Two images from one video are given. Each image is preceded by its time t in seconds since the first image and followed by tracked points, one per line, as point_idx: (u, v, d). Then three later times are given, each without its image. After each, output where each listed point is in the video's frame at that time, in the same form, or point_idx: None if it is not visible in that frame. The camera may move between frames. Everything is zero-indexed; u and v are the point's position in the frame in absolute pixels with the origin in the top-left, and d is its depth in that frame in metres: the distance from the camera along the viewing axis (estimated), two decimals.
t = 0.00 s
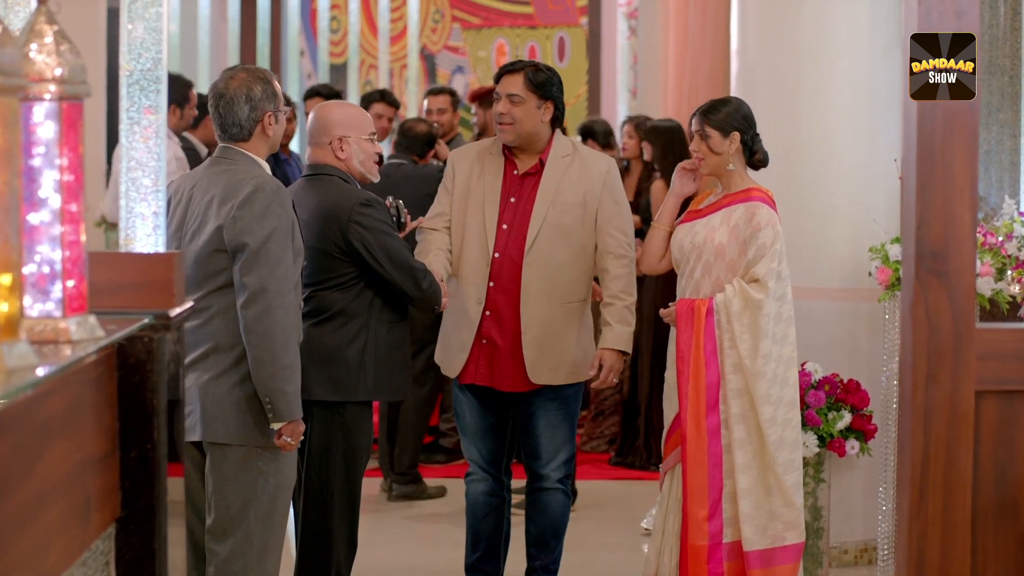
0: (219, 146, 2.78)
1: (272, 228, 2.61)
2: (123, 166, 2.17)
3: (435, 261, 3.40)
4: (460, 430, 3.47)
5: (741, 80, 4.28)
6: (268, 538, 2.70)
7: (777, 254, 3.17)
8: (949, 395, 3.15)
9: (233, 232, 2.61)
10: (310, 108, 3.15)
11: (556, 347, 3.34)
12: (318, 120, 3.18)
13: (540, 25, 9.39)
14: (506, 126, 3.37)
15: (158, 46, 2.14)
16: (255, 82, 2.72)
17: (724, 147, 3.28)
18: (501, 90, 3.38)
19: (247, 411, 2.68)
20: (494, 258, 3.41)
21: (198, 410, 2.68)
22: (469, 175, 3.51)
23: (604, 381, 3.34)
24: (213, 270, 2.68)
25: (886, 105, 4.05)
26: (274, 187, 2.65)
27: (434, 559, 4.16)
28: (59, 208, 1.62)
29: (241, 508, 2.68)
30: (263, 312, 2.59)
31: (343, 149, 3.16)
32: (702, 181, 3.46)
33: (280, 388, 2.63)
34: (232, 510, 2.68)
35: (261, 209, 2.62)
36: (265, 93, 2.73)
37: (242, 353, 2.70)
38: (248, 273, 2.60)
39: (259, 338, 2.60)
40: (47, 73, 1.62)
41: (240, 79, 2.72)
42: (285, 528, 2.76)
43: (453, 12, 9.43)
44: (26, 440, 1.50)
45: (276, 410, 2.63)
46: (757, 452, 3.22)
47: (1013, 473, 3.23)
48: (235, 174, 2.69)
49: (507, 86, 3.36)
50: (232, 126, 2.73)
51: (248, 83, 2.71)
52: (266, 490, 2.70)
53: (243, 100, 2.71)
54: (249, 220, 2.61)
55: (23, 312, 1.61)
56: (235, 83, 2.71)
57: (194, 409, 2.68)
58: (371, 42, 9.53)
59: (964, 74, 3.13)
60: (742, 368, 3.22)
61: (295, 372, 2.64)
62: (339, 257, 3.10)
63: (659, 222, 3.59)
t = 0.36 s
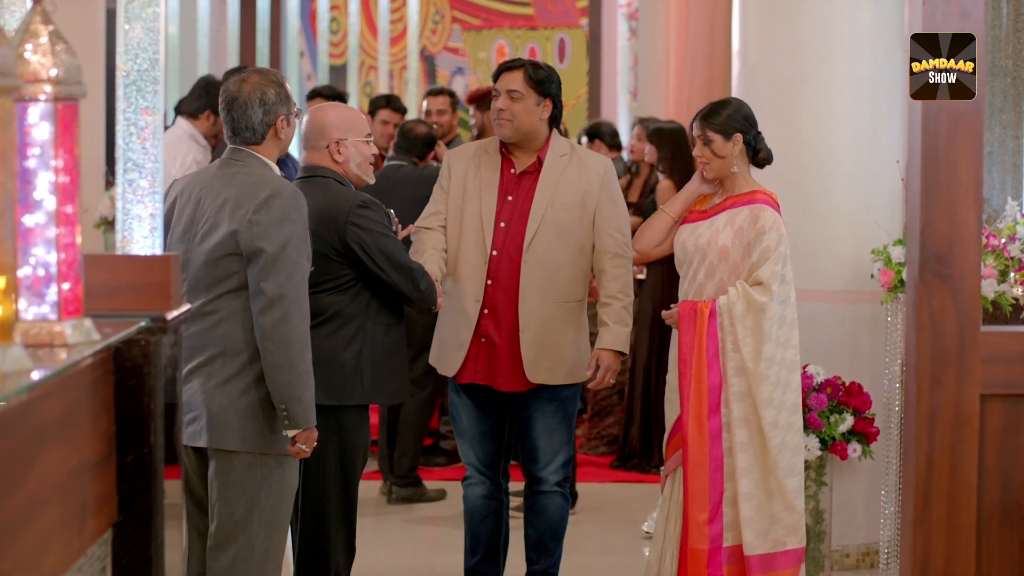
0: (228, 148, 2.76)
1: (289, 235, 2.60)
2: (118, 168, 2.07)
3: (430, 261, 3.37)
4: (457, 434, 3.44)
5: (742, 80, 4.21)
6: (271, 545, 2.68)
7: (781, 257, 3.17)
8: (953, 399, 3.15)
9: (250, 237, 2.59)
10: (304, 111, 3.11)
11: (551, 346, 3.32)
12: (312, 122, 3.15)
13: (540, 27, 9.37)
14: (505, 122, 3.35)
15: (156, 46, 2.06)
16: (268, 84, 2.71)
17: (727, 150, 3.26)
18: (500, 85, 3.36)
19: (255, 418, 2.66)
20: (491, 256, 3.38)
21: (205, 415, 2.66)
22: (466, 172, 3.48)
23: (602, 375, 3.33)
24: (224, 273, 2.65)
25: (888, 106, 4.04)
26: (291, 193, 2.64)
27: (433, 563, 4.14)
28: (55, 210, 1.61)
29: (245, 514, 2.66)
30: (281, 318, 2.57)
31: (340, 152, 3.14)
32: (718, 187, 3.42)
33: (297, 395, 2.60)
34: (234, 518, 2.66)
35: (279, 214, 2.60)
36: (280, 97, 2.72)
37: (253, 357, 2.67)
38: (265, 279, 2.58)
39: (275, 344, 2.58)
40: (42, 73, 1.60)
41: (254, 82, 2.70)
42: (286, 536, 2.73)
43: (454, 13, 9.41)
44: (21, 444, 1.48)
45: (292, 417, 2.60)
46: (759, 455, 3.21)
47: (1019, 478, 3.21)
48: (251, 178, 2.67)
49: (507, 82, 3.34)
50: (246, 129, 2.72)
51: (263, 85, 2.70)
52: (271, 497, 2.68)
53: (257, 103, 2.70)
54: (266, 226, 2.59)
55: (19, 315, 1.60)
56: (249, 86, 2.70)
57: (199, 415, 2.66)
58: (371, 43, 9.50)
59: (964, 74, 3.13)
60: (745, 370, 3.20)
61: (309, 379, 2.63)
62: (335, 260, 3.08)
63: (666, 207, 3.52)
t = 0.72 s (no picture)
0: (223, 148, 2.74)
1: (278, 237, 2.56)
2: (115, 169, 2.03)
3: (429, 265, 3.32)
4: (452, 438, 3.41)
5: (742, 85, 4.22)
6: (270, 547, 2.65)
7: (784, 258, 3.15)
8: (958, 402, 3.13)
9: (239, 241, 2.57)
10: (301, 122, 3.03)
11: (553, 348, 3.30)
12: (309, 133, 3.07)
13: (541, 27, 9.33)
14: (503, 117, 3.32)
15: (154, 46, 2.02)
16: (262, 84, 2.69)
17: (726, 155, 3.25)
18: (499, 79, 3.34)
19: (252, 420, 2.64)
20: (491, 255, 3.35)
21: (204, 416, 2.65)
22: (462, 170, 3.44)
23: (567, 280, 3.24)
24: (218, 276, 2.64)
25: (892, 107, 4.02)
26: (280, 195, 2.60)
27: (434, 565, 4.12)
28: (51, 211, 1.59)
29: (245, 515, 2.64)
30: (272, 321, 2.55)
31: (346, 162, 3.13)
32: (724, 192, 3.38)
33: (292, 398, 2.57)
34: (237, 517, 2.64)
35: (266, 217, 2.57)
36: (273, 96, 2.69)
37: (249, 360, 2.65)
38: (256, 283, 2.55)
39: (268, 348, 2.56)
40: (38, 73, 1.58)
41: (247, 81, 2.68)
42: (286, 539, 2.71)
43: (456, 14, 9.37)
44: (16, 449, 1.46)
45: (287, 419, 2.58)
46: (761, 458, 3.19)
47: None
48: (239, 181, 2.64)
49: (506, 76, 3.32)
50: (239, 130, 2.69)
51: (256, 85, 2.68)
52: (272, 498, 2.65)
53: (251, 102, 2.67)
54: (254, 229, 2.56)
55: (15, 318, 1.58)
56: (242, 85, 2.67)
57: (198, 417, 2.65)
58: (372, 44, 9.48)
59: (964, 74, 3.10)
60: (747, 373, 3.19)
61: (304, 381, 2.59)
62: (330, 268, 3.06)
63: (675, 206, 3.49)
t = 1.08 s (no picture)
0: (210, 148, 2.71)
1: (247, 231, 2.54)
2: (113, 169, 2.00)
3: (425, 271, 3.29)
4: (450, 439, 3.40)
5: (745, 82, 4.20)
6: (262, 546, 2.64)
7: (786, 258, 3.12)
8: (964, 404, 3.11)
9: (210, 236, 2.56)
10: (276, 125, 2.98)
11: (554, 350, 3.27)
12: (285, 136, 3.02)
13: (542, 27, 9.32)
14: (492, 113, 3.30)
15: (151, 45, 1.98)
16: (240, 81, 2.67)
17: (722, 157, 3.23)
18: (487, 77, 3.33)
19: (231, 416, 2.63)
20: (488, 253, 3.32)
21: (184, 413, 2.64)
22: (452, 172, 3.41)
23: (565, 241, 3.18)
24: (196, 273, 2.64)
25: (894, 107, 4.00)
26: (250, 188, 2.57)
27: (435, 567, 4.10)
28: (47, 212, 1.57)
29: (233, 514, 2.63)
30: (241, 316, 2.53)
31: (325, 161, 3.06)
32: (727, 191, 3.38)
33: (263, 393, 2.56)
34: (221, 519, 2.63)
35: (237, 211, 2.55)
36: (253, 92, 2.68)
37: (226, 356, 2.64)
38: (225, 278, 2.54)
39: (239, 343, 2.54)
40: (33, 73, 1.56)
41: (225, 79, 2.67)
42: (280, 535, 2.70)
43: (456, 14, 9.37)
44: (12, 452, 1.44)
45: (259, 414, 2.57)
46: (766, 461, 3.17)
47: None
48: (214, 176, 2.63)
49: (494, 73, 3.31)
50: (221, 128, 2.67)
51: (234, 83, 2.66)
52: (256, 496, 2.64)
53: (230, 101, 2.66)
54: (224, 224, 2.55)
55: (10, 320, 1.56)
56: (221, 84, 2.66)
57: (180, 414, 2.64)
58: (372, 44, 9.46)
59: (965, 74, 3.09)
60: (751, 375, 3.16)
61: (276, 376, 2.57)
62: (311, 274, 3.04)
63: (680, 199, 3.49)
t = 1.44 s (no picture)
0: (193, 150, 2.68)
1: (219, 225, 2.52)
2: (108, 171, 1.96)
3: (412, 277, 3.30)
4: (446, 442, 3.37)
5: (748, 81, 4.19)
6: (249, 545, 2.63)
7: (789, 262, 3.10)
8: (969, 408, 3.09)
9: (184, 229, 2.55)
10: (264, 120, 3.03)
11: (555, 355, 3.25)
12: (272, 132, 3.07)
13: (543, 28, 9.31)
14: (480, 115, 3.29)
15: (148, 45, 1.95)
16: (225, 83, 2.66)
17: (722, 160, 3.21)
18: (473, 79, 3.31)
19: (205, 414, 2.62)
20: (482, 253, 3.30)
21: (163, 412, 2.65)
22: (441, 176, 3.39)
23: (563, 229, 3.17)
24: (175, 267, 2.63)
25: (898, 107, 3.98)
26: (225, 182, 2.56)
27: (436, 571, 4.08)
28: (42, 214, 1.56)
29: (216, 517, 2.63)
30: (210, 309, 2.52)
31: (308, 159, 3.09)
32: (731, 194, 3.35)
33: (226, 389, 2.54)
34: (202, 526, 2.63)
35: (210, 205, 2.53)
36: (237, 94, 2.66)
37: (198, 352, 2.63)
38: (196, 271, 2.52)
39: (207, 337, 2.53)
40: (29, 73, 1.54)
41: (209, 81, 2.65)
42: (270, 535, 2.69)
43: (456, 15, 9.36)
44: (8, 458, 1.42)
45: (221, 411, 2.55)
46: (769, 466, 3.15)
47: None
48: (195, 170, 2.62)
49: (480, 76, 3.29)
50: (206, 129, 2.65)
51: (217, 84, 2.65)
52: (237, 496, 2.63)
53: (215, 102, 2.64)
54: (198, 216, 2.53)
55: (5, 323, 1.54)
56: (205, 86, 2.65)
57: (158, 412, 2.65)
58: (373, 45, 9.45)
59: (965, 74, 3.07)
60: (754, 379, 3.15)
61: (241, 372, 2.55)
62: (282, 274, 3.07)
63: (682, 207, 3.43)
